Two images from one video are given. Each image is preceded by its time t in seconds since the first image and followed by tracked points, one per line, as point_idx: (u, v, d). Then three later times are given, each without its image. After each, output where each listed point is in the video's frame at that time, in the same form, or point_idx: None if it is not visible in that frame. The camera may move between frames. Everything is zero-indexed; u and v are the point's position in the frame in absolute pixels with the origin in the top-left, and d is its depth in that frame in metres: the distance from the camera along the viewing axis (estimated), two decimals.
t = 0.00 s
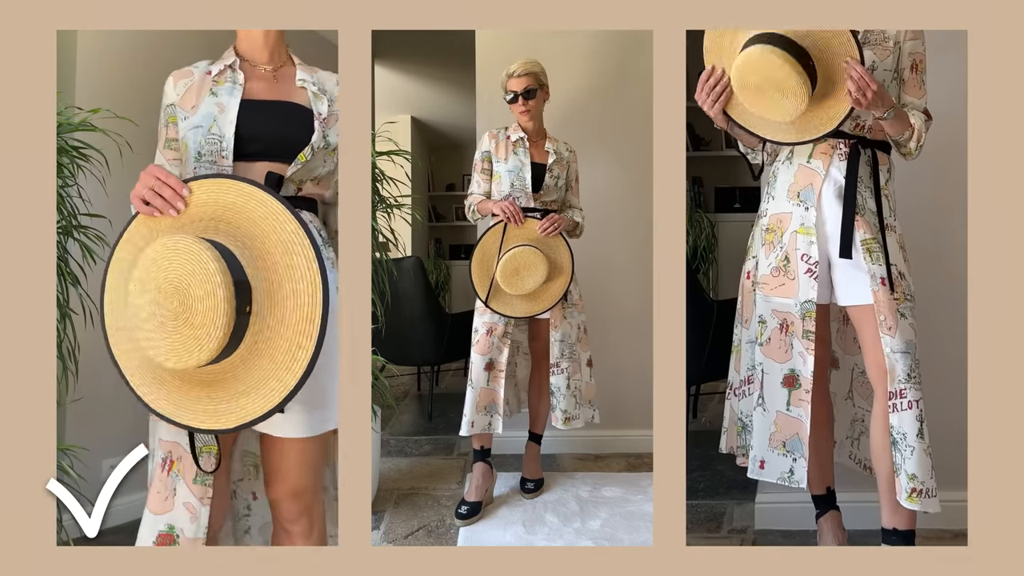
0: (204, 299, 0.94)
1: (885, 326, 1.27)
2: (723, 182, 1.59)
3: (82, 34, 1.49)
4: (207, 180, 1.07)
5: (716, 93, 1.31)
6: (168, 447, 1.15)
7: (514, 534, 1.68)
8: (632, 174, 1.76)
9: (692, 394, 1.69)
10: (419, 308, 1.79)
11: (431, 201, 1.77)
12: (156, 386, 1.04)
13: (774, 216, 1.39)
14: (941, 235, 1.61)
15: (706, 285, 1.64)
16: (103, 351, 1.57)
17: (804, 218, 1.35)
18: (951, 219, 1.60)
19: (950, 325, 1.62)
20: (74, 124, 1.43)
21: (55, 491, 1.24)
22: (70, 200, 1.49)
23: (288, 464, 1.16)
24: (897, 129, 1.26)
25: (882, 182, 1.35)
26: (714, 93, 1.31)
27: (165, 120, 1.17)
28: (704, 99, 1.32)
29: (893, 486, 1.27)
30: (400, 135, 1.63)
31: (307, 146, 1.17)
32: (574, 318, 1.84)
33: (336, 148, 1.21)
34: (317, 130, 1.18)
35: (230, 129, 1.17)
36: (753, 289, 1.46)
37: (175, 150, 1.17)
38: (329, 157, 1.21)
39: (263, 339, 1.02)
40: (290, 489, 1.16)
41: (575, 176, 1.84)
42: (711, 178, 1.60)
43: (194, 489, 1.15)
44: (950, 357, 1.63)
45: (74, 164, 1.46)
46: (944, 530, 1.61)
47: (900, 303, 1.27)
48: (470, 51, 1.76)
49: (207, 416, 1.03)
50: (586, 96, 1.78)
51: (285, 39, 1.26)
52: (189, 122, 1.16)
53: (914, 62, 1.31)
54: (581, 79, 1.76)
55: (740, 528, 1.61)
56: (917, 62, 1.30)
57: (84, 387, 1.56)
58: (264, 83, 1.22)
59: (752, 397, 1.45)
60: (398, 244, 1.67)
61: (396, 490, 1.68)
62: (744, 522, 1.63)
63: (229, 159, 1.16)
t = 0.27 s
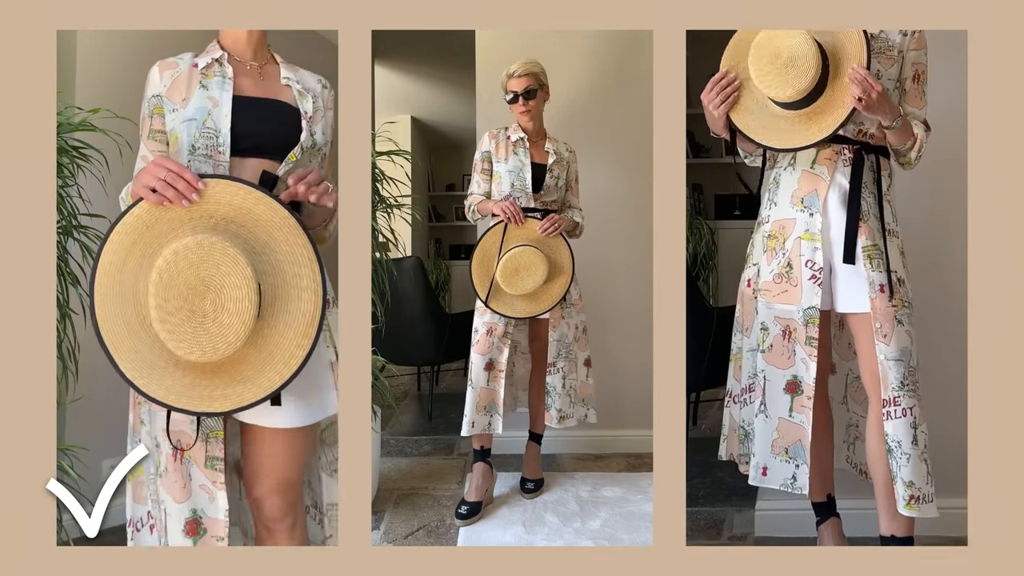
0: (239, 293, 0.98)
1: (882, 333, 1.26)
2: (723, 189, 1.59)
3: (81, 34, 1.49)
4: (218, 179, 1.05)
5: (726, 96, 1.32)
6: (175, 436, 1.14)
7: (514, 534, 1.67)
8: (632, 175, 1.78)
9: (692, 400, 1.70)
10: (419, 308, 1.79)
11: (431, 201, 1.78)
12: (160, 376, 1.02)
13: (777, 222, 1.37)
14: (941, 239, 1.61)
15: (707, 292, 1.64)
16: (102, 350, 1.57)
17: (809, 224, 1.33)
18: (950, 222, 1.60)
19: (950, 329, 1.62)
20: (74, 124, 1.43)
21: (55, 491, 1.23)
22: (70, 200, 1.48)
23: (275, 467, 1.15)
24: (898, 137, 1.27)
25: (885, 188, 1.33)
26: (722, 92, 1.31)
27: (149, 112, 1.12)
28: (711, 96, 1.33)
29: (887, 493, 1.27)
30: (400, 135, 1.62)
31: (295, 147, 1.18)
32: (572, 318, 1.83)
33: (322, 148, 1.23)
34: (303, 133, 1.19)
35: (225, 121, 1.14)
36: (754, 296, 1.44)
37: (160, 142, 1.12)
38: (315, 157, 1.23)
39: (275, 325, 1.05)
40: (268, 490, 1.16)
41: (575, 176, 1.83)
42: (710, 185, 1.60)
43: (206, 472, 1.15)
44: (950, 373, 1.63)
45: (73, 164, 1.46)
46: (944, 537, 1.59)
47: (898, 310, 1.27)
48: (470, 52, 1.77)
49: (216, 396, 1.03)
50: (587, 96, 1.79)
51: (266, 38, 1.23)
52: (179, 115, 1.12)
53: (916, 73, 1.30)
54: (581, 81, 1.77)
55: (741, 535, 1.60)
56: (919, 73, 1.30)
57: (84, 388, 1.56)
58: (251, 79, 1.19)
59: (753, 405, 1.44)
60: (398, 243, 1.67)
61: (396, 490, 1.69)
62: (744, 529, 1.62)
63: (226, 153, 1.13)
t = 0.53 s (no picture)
0: (222, 273, 1.03)
1: (879, 338, 1.28)
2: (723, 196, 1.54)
3: (81, 34, 1.50)
4: (185, 166, 1.09)
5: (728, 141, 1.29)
6: (144, 435, 1.18)
7: (514, 534, 1.67)
8: (632, 175, 1.77)
9: (691, 408, 1.62)
10: (419, 308, 1.78)
11: (431, 200, 1.74)
12: (171, 356, 1.09)
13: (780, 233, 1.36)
14: (939, 241, 1.61)
15: (707, 300, 1.59)
16: (102, 351, 1.57)
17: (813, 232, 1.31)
18: (950, 224, 1.60)
19: (950, 331, 1.62)
20: (74, 124, 1.43)
21: (57, 491, 1.25)
22: (70, 200, 1.49)
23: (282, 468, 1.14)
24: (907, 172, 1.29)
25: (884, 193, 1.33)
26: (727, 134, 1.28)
27: (141, 136, 1.19)
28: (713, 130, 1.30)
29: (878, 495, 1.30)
30: (400, 135, 1.63)
31: (276, 154, 1.20)
32: (570, 318, 1.86)
33: (303, 154, 1.23)
34: (285, 136, 1.20)
35: (207, 136, 1.18)
36: (757, 306, 1.42)
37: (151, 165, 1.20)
38: (296, 163, 1.23)
39: (264, 291, 1.10)
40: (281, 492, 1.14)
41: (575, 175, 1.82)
42: (711, 193, 1.52)
43: (171, 470, 1.19)
44: (950, 376, 1.62)
45: (74, 164, 1.46)
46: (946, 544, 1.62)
47: (897, 314, 1.28)
48: (470, 52, 1.73)
49: (222, 364, 1.10)
50: (587, 96, 1.80)
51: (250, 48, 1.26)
52: (167, 136, 1.18)
53: (914, 83, 1.32)
54: (581, 81, 1.77)
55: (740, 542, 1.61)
56: (917, 83, 1.32)
57: (84, 387, 1.56)
58: (236, 91, 1.22)
59: (760, 416, 1.40)
60: (398, 244, 1.68)
61: (396, 490, 1.70)
62: (744, 536, 1.63)
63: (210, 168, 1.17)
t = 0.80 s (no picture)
0: (211, 280, 1.02)
1: (895, 336, 1.27)
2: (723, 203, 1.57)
3: (81, 35, 1.51)
4: (142, 192, 1.09)
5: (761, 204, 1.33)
6: (135, 435, 1.18)
7: (514, 534, 1.67)
8: (632, 175, 1.78)
9: (692, 415, 1.71)
10: (419, 308, 1.78)
11: (431, 200, 1.75)
12: (170, 372, 1.10)
13: (783, 239, 1.36)
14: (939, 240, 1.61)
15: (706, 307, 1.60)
16: (102, 348, 1.58)
17: (816, 236, 1.31)
18: (949, 224, 1.60)
19: (950, 331, 1.62)
20: (74, 124, 1.43)
21: (56, 490, 1.24)
22: (70, 200, 1.48)
23: (286, 468, 1.12)
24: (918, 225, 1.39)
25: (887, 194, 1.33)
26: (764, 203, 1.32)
27: (142, 141, 1.21)
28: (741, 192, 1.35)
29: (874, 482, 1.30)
30: (400, 135, 1.63)
31: (270, 157, 1.18)
32: (570, 318, 1.86)
33: (296, 155, 1.23)
34: (278, 138, 1.19)
35: (202, 138, 1.17)
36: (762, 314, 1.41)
37: (151, 170, 1.22)
38: (288, 165, 1.23)
39: (260, 283, 1.11)
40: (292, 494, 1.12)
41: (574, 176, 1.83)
42: (710, 199, 1.58)
43: (160, 471, 1.18)
44: (950, 376, 1.62)
45: (74, 164, 1.46)
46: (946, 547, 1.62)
47: (908, 310, 1.28)
48: (471, 52, 1.73)
49: (238, 366, 1.11)
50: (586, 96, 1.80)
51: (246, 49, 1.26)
52: (164, 141, 1.19)
53: (919, 93, 1.37)
54: (581, 81, 1.77)
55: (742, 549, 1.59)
56: (922, 93, 1.37)
57: (84, 387, 1.56)
58: (229, 96, 1.22)
59: (760, 425, 1.40)
60: (398, 244, 1.68)
61: (396, 490, 1.70)
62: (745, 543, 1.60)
63: (206, 169, 1.17)
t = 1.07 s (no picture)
0: (233, 280, 1.02)
1: (890, 343, 1.28)
2: (723, 210, 1.55)
3: (81, 35, 1.50)
4: (128, 219, 1.09)
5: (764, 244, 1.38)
6: (135, 434, 1.18)
7: (514, 534, 1.67)
8: (633, 174, 1.78)
9: (692, 421, 1.67)
10: (419, 308, 1.79)
11: (431, 200, 1.76)
12: (194, 381, 1.10)
13: (800, 244, 1.32)
14: (939, 238, 1.61)
15: (707, 314, 1.60)
16: (102, 349, 1.58)
17: (834, 240, 1.28)
18: (949, 223, 1.61)
19: (949, 330, 1.62)
20: (74, 124, 1.43)
21: (56, 490, 1.24)
22: (71, 200, 1.49)
23: (282, 468, 1.12)
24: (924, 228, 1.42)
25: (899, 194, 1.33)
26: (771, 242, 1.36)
27: (138, 145, 1.22)
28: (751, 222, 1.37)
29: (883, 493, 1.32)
30: (400, 135, 1.63)
31: (264, 155, 1.19)
32: (570, 318, 1.84)
33: (291, 152, 1.23)
34: (272, 136, 1.19)
35: (196, 139, 1.17)
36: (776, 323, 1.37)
37: (150, 172, 1.23)
38: (284, 163, 1.22)
39: (279, 274, 1.11)
40: (289, 495, 1.12)
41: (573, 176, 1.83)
42: (710, 206, 1.56)
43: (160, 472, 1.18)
44: (951, 375, 1.62)
45: (74, 164, 1.46)
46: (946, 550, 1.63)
47: (908, 317, 1.29)
48: (470, 52, 1.73)
49: (264, 368, 1.11)
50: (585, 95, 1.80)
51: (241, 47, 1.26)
52: (160, 142, 1.19)
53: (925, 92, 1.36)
54: (582, 80, 1.77)
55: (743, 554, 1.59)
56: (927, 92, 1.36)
57: (84, 387, 1.56)
58: (224, 95, 1.22)
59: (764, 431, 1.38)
60: (398, 244, 1.68)
61: (396, 490, 1.70)
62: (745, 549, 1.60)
63: (201, 170, 1.17)
